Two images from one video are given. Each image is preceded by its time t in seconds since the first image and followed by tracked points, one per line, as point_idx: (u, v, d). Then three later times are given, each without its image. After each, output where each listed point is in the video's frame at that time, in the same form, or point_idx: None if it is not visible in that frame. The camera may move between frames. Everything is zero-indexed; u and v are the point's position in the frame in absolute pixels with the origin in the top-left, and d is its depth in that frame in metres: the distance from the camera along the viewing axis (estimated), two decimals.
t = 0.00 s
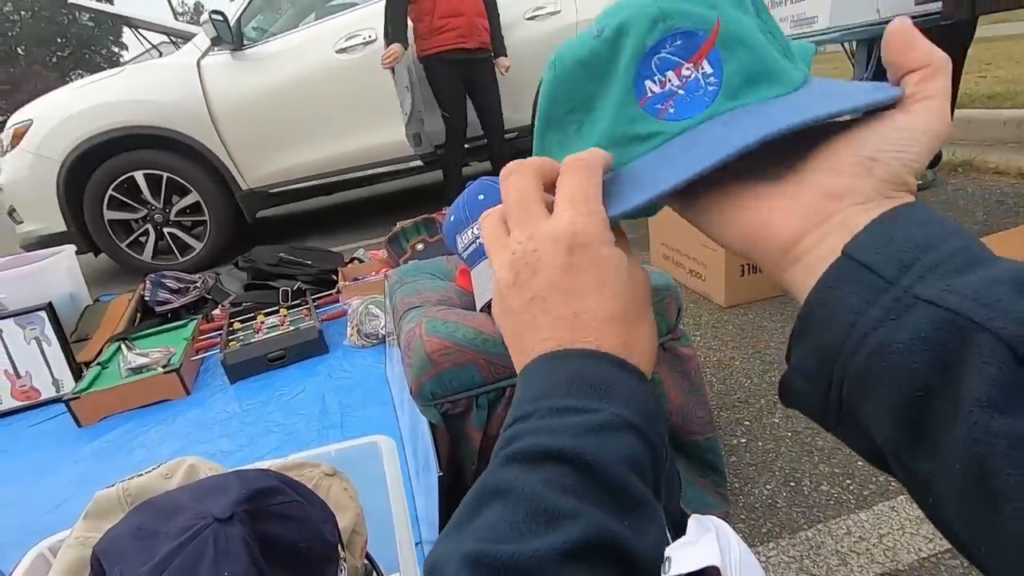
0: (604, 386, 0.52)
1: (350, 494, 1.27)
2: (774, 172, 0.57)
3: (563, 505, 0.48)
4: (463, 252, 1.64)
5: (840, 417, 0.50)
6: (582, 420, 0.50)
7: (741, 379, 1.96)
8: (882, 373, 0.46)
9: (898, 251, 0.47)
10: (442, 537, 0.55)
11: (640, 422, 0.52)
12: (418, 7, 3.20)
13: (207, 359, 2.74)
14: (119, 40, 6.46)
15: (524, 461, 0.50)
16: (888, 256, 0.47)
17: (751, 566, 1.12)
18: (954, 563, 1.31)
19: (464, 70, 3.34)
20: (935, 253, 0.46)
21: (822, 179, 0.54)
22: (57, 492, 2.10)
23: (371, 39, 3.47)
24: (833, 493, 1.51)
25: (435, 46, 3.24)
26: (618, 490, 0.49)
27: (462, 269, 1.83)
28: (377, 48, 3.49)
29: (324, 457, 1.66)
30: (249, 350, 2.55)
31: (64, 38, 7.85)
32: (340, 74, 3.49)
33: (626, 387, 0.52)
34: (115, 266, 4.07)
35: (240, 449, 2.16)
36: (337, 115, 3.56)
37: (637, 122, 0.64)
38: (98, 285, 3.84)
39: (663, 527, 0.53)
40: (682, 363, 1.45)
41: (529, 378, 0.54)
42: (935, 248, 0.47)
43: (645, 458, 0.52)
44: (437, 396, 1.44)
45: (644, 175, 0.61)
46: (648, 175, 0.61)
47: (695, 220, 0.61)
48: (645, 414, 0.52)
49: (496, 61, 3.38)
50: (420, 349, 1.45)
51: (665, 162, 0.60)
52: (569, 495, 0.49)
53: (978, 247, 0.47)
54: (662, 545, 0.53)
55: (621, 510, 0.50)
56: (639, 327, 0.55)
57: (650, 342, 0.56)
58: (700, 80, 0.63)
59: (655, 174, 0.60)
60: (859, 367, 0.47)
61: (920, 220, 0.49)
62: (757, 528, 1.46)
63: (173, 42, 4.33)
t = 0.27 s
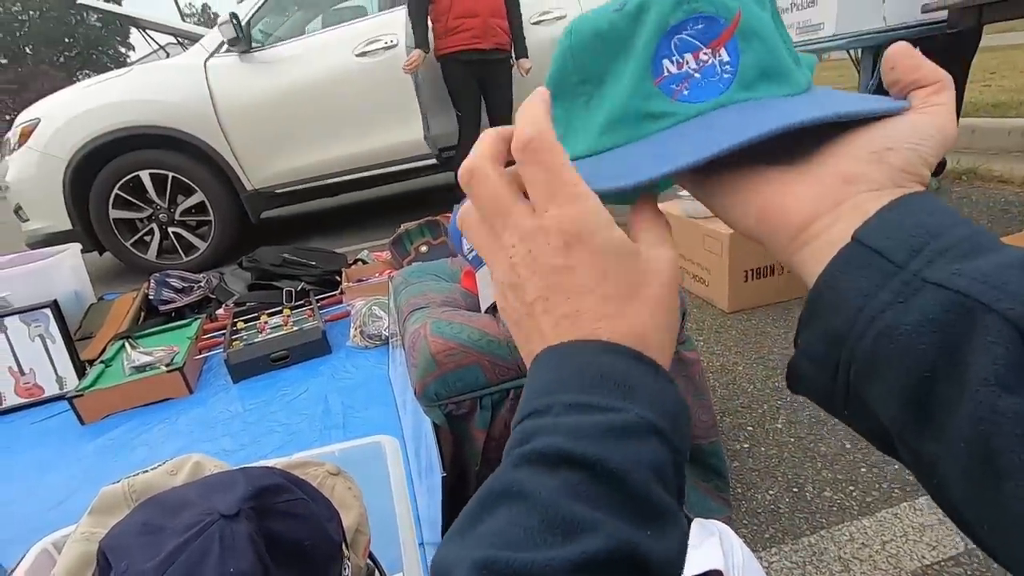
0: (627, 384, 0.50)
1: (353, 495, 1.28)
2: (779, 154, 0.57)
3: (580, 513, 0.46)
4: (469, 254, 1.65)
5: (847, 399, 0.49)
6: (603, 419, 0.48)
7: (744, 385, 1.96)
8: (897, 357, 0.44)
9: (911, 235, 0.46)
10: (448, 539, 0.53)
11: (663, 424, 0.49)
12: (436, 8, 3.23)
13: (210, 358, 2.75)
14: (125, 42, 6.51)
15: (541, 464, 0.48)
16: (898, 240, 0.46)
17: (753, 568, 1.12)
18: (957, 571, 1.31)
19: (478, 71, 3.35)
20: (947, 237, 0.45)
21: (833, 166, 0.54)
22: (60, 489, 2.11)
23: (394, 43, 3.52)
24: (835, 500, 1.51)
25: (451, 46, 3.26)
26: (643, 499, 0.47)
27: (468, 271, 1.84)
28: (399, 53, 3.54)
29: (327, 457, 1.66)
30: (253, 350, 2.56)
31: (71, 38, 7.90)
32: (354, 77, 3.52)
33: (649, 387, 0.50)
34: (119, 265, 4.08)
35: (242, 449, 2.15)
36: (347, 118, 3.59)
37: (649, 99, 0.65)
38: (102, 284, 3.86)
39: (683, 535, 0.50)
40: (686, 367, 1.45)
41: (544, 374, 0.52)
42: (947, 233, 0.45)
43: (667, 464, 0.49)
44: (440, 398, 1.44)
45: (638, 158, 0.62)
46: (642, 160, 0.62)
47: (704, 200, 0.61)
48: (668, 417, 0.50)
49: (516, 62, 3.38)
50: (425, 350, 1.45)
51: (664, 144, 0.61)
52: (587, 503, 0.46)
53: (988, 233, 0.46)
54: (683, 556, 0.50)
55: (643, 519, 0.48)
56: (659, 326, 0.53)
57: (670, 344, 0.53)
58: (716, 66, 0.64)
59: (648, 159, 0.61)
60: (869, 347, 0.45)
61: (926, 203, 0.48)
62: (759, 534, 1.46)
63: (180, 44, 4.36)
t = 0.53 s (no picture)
0: (613, 376, 0.50)
1: (349, 496, 1.28)
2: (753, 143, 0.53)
3: (558, 506, 0.46)
4: (468, 257, 1.65)
5: (833, 418, 0.47)
6: (585, 413, 0.48)
7: (742, 390, 1.96)
8: (882, 374, 0.43)
9: (882, 251, 0.44)
10: (439, 533, 0.54)
11: (648, 417, 0.49)
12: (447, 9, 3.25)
13: (209, 358, 2.75)
14: (130, 43, 6.55)
15: (524, 459, 0.49)
16: (870, 258, 0.44)
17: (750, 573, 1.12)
18: None
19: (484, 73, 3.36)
20: (917, 250, 0.43)
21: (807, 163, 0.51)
22: (56, 488, 2.11)
23: (405, 51, 3.54)
24: (832, 506, 1.51)
25: (459, 47, 3.27)
26: (623, 493, 0.47)
27: (467, 274, 1.84)
28: (411, 60, 3.56)
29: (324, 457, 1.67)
30: (252, 351, 2.56)
31: (75, 38, 7.92)
32: (363, 82, 3.54)
33: (636, 378, 0.50)
34: (119, 265, 4.09)
35: (240, 449, 2.16)
36: (352, 121, 3.60)
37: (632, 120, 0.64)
38: (103, 283, 3.86)
39: (670, 526, 0.50)
40: (684, 373, 1.45)
41: (543, 362, 0.52)
42: (919, 240, 0.43)
43: (653, 457, 0.49)
44: (438, 400, 1.44)
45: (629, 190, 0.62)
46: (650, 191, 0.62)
47: (701, 196, 0.61)
48: (655, 409, 0.50)
49: (519, 66, 3.39)
50: (424, 352, 1.45)
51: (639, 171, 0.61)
52: (566, 497, 0.47)
53: (974, 223, 0.43)
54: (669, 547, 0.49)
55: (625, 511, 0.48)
56: (646, 314, 0.52)
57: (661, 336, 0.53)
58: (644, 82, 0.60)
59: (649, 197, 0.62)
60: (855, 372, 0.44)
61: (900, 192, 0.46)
62: (756, 540, 1.46)
63: (183, 45, 4.38)
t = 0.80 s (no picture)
0: (517, 361, 0.51)
1: (348, 499, 1.28)
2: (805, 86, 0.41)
3: (466, 489, 0.47)
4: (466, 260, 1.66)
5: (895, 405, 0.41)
6: (491, 398, 0.50)
7: (741, 394, 1.96)
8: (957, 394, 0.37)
9: (953, 262, 0.37)
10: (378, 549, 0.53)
11: (552, 396, 0.50)
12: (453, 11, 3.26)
13: (208, 361, 2.75)
14: (130, 46, 6.56)
15: (437, 454, 0.50)
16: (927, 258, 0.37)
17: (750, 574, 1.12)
18: None
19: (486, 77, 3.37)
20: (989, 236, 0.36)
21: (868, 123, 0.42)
22: (53, 490, 2.10)
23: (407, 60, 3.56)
24: (831, 509, 1.51)
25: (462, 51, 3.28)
26: (532, 468, 0.48)
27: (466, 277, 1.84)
28: (411, 67, 3.57)
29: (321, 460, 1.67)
30: (251, 354, 2.56)
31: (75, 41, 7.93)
32: (365, 87, 3.55)
33: (538, 361, 0.51)
34: (117, 268, 4.08)
35: (237, 451, 2.16)
36: (353, 125, 3.62)
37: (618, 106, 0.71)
38: (101, 285, 3.86)
39: (591, 495, 0.49)
40: (682, 376, 1.46)
41: (468, 364, 0.54)
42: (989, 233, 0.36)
43: (564, 433, 0.49)
44: (437, 403, 1.45)
45: (651, 187, 0.70)
46: (690, 169, 0.70)
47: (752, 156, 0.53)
48: (560, 388, 0.51)
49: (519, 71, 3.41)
50: (423, 354, 1.46)
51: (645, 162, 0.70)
52: (476, 480, 0.48)
53: None
54: (593, 517, 0.49)
55: (538, 485, 0.48)
56: (562, 310, 0.55)
57: (577, 330, 0.56)
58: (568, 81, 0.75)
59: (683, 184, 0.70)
60: (919, 385, 0.38)
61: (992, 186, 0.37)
62: (755, 542, 1.46)
63: (183, 49, 4.38)
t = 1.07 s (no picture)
0: (513, 368, 0.51)
1: (345, 503, 1.27)
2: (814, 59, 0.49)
3: (461, 494, 0.47)
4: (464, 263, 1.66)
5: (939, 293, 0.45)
6: (487, 404, 0.50)
7: (739, 398, 1.96)
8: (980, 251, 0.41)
9: (969, 131, 0.41)
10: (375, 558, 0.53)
11: (547, 401, 0.50)
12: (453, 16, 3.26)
13: (205, 364, 2.74)
14: (128, 49, 6.55)
15: (433, 460, 0.50)
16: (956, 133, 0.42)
17: None
18: None
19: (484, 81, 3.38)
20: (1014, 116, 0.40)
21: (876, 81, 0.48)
22: (49, 494, 2.09)
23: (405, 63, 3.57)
24: (828, 513, 1.51)
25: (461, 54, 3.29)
26: (527, 472, 0.47)
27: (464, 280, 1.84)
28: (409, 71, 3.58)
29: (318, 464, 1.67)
30: (248, 358, 2.55)
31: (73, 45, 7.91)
32: (364, 91, 3.56)
33: (534, 367, 0.51)
34: (114, 271, 4.07)
35: (234, 456, 2.15)
36: (352, 128, 3.62)
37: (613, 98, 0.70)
38: (98, 289, 3.85)
39: (590, 498, 0.49)
40: (680, 379, 1.46)
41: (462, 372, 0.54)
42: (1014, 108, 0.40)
43: (560, 437, 0.49)
44: (434, 406, 1.45)
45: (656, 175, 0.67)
46: (696, 152, 0.67)
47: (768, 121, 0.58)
48: (556, 393, 0.51)
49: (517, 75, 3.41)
50: (420, 357, 1.45)
51: (645, 150, 0.68)
52: (471, 484, 0.47)
53: None
54: (592, 520, 0.48)
55: (535, 489, 0.48)
56: (554, 317, 0.56)
57: (570, 335, 0.57)
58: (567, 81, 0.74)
59: (690, 168, 0.67)
60: (950, 247, 0.42)
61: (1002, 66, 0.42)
62: (753, 546, 1.46)
63: (181, 52, 4.38)
